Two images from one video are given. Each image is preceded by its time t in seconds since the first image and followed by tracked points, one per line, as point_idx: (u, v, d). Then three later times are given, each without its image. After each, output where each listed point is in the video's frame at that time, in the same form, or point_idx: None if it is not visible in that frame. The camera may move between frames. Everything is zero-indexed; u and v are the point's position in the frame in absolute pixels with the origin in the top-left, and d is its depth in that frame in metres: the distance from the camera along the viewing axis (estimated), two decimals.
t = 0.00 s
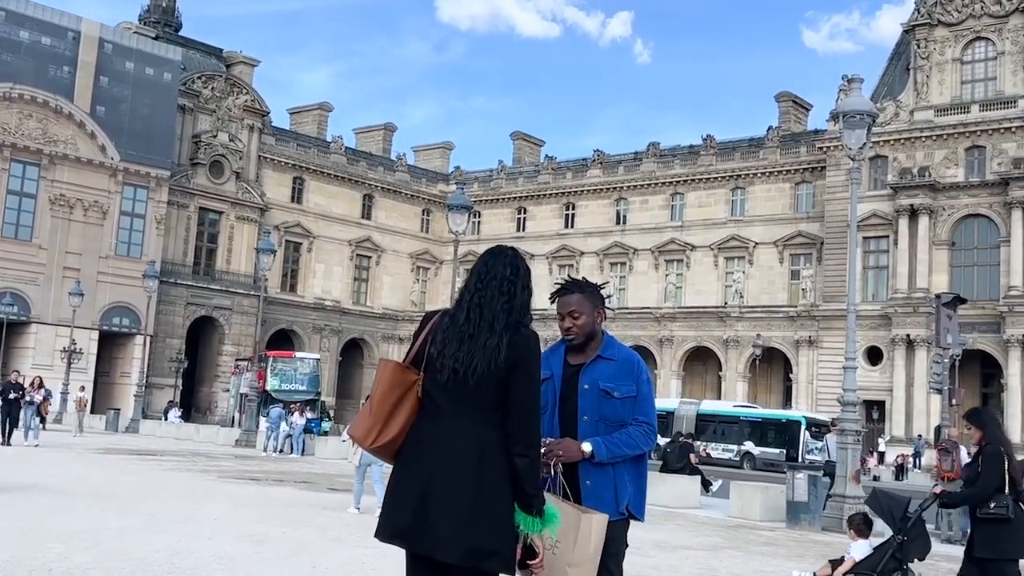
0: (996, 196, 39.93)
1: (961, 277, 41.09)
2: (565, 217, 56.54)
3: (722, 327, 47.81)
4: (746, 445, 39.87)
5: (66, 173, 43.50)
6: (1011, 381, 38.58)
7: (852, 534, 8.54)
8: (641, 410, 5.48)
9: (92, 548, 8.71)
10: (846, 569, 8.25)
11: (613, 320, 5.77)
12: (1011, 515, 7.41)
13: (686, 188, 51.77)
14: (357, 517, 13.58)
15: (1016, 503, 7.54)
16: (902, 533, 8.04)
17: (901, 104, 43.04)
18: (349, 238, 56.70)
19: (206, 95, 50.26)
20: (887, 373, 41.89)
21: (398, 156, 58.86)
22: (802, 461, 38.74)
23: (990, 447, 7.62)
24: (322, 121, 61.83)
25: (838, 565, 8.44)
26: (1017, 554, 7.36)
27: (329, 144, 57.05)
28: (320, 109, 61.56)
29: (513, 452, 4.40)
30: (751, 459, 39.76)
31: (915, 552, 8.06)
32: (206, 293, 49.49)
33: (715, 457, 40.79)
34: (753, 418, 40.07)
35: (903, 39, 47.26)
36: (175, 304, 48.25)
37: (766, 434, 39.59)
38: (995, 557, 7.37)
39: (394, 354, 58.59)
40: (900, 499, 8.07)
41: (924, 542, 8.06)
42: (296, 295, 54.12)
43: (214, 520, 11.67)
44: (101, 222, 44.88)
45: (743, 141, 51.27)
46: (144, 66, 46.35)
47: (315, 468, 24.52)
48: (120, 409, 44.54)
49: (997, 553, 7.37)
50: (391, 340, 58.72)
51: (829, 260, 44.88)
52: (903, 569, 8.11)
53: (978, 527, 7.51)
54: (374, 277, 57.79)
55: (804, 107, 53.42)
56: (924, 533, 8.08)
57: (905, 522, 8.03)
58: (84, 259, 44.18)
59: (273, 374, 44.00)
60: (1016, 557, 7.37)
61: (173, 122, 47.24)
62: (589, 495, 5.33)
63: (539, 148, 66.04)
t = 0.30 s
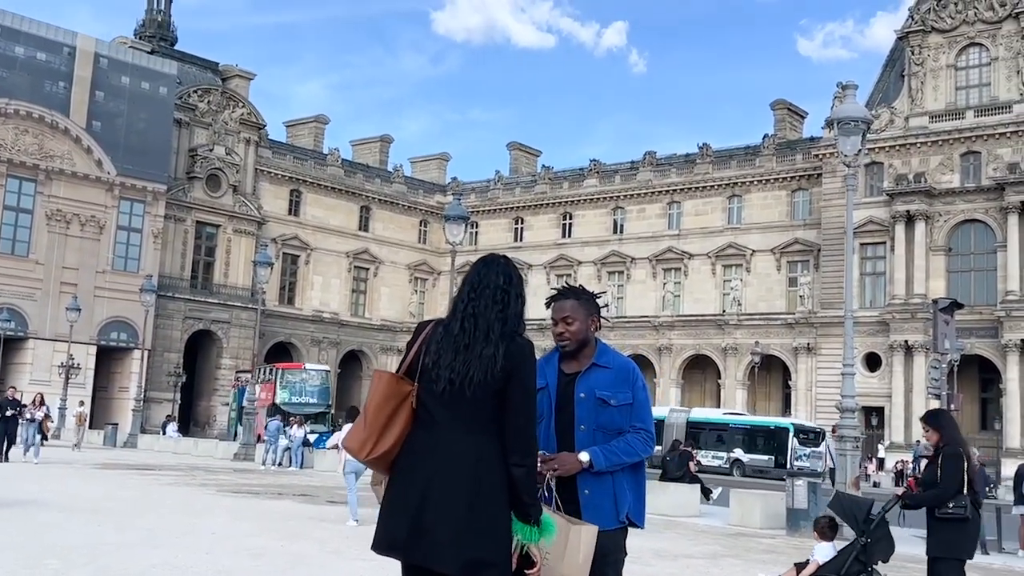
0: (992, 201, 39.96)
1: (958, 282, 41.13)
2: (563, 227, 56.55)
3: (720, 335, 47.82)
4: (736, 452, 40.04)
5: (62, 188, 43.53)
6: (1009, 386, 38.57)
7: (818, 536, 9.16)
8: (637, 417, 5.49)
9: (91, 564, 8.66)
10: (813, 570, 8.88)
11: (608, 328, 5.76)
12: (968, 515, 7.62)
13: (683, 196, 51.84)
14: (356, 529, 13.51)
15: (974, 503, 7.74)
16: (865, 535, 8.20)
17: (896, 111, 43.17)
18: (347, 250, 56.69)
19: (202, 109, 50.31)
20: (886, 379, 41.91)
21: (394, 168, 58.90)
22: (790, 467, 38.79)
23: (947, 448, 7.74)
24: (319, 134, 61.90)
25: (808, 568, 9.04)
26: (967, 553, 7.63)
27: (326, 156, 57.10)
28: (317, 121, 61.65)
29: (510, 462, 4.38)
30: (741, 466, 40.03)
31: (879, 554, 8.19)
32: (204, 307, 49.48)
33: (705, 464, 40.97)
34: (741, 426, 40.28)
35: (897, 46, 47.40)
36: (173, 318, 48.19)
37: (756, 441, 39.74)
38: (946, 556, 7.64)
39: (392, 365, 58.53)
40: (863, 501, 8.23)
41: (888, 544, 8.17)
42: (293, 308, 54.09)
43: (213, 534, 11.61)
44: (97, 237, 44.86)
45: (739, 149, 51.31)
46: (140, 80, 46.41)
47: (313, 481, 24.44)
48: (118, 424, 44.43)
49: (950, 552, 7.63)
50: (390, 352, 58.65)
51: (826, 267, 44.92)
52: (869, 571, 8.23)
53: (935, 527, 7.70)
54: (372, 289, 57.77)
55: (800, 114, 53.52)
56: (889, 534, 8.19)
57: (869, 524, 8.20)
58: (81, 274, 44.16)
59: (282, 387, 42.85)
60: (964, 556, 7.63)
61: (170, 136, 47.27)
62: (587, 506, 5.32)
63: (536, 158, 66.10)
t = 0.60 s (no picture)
0: (988, 204, 40.00)
1: (955, 285, 41.12)
2: (559, 234, 56.53)
3: (718, 341, 47.80)
4: (725, 458, 40.10)
5: (58, 202, 43.45)
6: (1008, 389, 38.55)
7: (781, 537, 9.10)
8: (634, 424, 5.45)
9: None
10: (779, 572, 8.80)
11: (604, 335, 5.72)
12: (936, 516, 7.64)
13: (679, 203, 51.87)
14: (355, 541, 13.45)
15: (942, 505, 7.76)
16: (833, 537, 7.97)
17: (890, 115, 43.24)
18: (343, 261, 56.66)
19: (197, 121, 50.30)
20: (885, 383, 41.88)
21: (390, 178, 58.86)
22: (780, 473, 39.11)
23: (915, 449, 7.72)
24: (314, 144, 61.90)
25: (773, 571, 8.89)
26: (937, 555, 7.61)
27: (322, 167, 57.06)
28: (312, 132, 61.65)
29: (510, 472, 4.34)
30: (731, 471, 39.99)
31: (847, 556, 7.93)
32: (200, 319, 49.37)
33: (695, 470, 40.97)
34: (730, 431, 40.46)
35: (891, 51, 47.49)
36: (170, 331, 48.11)
37: (745, 447, 39.90)
38: (913, 557, 7.63)
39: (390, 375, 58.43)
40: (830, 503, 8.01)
41: (857, 547, 7.91)
42: (291, 319, 54.04)
43: (211, 547, 11.52)
44: (93, 250, 44.77)
45: (735, 155, 51.35)
46: (135, 93, 46.38)
47: (311, 492, 24.35)
48: (116, 438, 44.31)
49: (916, 552, 7.63)
50: (387, 362, 58.55)
51: (823, 272, 44.92)
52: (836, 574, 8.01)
53: (904, 529, 7.73)
54: (369, 299, 57.71)
55: (795, 120, 53.59)
56: (857, 536, 7.94)
57: (836, 526, 7.96)
58: (77, 288, 44.05)
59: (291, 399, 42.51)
60: (934, 557, 7.62)
61: (165, 148, 47.24)
62: (587, 514, 5.27)
63: (532, 166, 66.16)
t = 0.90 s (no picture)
0: (984, 205, 40.12)
1: (951, 286, 41.19)
2: (555, 240, 56.55)
3: (715, 345, 47.82)
4: (716, 460, 40.23)
5: (54, 213, 43.43)
6: (1005, 389, 38.61)
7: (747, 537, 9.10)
8: (634, 428, 5.47)
9: None
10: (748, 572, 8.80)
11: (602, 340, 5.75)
12: (898, 518, 7.61)
13: (674, 207, 51.93)
14: (354, 548, 13.45)
15: (905, 505, 7.72)
16: (799, 537, 7.97)
17: (884, 117, 43.34)
18: (340, 268, 56.67)
19: (192, 130, 50.30)
20: (882, 385, 41.94)
21: (386, 185, 58.86)
22: (769, 475, 39.14)
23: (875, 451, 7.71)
24: (310, 152, 61.91)
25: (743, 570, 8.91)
26: (899, 557, 7.56)
27: (317, 175, 57.05)
28: (307, 140, 61.67)
29: (512, 479, 4.36)
30: (721, 474, 40.09)
31: (813, 555, 7.95)
32: (197, 328, 49.37)
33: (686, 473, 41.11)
34: (721, 434, 40.54)
35: (884, 53, 47.62)
36: (167, 341, 48.07)
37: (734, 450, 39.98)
38: (878, 559, 7.60)
39: (387, 382, 58.39)
40: (797, 503, 8.05)
41: (823, 546, 7.93)
42: (288, 327, 54.05)
43: (211, 556, 11.49)
44: (90, 260, 44.71)
45: (730, 158, 51.40)
46: (130, 103, 46.36)
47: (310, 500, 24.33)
48: (114, 448, 44.27)
49: (879, 555, 7.60)
50: (385, 368, 58.52)
51: (819, 274, 44.99)
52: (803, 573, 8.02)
53: (867, 532, 7.72)
54: (366, 306, 57.70)
55: (789, 122, 53.66)
56: (823, 536, 7.95)
57: (802, 526, 7.97)
58: (74, 298, 44.02)
59: (302, 405, 42.44)
60: (896, 561, 7.57)
61: (160, 158, 47.22)
62: (587, 520, 5.29)
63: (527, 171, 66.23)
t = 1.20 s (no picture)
0: (980, 203, 40.15)
1: (949, 284, 41.22)
2: (553, 241, 56.52)
3: (713, 345, 47.81)
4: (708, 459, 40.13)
5: (51, 219, 43.39)
6: (1004, 386, 38.63)
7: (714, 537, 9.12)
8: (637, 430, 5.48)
9: None
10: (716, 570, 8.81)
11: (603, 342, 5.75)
12: (862, 511, 7.68)
13: (671, 207, 51.95)
14: (355, 552, 13.41)
15: (869, 498, 7.81)
16: (765, 534, 7.98)
17: (881, 116, 43.35)
18: (338, 272, 56.64)
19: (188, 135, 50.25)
20: (881, 384, 41.97)
21: (383, 188, 58.82)
22: (762, 474, 39.24)
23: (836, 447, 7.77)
24: (306, 156, 61.88)
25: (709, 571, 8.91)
26: (865, 550, 7.65)
27: (314, 178, 57.00)
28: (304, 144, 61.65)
29: (516, 483, 4.38)
30: (714, 474, 40.00)
31: (780, 551, 7.97)
32: (195, 333, 49.34)
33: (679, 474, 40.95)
34: (714, 434, 40.54)
35: (880, 51, 47.66)
36: (165, 346, 48.03)
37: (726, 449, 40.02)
38: (847, 553, 7.64)
39: (385, 385, 58.33)
40: (762, 500, 8.06)
41: (789, 541, 7.95)
42: (286, 331, 54.04)
43: (211, 561, 11.43)
44: (88, 266, 44.67)
45: (726, 158, 51.40)
46: (126, 108, 46.30)
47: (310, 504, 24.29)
48: (112, 454, 44.22)
49: (847, 548, 7.65)
50: (383, 372, 58.47)
51: (817, 273, 45.01)
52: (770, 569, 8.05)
53: (834, 528, 7.75)
54: (364, 309, 57.67)
55: (786, 122, 53.69)
56: (790, 532, 7.97)
57: (767, 523, 7.98)
58: (71, 304, 43.98)
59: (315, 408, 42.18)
60: (864, 552, 7.66)
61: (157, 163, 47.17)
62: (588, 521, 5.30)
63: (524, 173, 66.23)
